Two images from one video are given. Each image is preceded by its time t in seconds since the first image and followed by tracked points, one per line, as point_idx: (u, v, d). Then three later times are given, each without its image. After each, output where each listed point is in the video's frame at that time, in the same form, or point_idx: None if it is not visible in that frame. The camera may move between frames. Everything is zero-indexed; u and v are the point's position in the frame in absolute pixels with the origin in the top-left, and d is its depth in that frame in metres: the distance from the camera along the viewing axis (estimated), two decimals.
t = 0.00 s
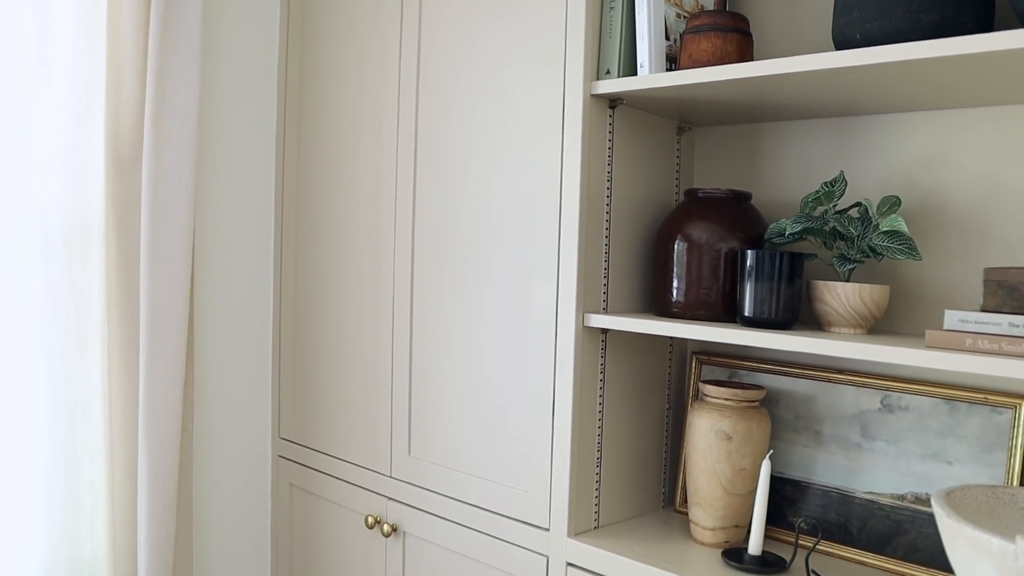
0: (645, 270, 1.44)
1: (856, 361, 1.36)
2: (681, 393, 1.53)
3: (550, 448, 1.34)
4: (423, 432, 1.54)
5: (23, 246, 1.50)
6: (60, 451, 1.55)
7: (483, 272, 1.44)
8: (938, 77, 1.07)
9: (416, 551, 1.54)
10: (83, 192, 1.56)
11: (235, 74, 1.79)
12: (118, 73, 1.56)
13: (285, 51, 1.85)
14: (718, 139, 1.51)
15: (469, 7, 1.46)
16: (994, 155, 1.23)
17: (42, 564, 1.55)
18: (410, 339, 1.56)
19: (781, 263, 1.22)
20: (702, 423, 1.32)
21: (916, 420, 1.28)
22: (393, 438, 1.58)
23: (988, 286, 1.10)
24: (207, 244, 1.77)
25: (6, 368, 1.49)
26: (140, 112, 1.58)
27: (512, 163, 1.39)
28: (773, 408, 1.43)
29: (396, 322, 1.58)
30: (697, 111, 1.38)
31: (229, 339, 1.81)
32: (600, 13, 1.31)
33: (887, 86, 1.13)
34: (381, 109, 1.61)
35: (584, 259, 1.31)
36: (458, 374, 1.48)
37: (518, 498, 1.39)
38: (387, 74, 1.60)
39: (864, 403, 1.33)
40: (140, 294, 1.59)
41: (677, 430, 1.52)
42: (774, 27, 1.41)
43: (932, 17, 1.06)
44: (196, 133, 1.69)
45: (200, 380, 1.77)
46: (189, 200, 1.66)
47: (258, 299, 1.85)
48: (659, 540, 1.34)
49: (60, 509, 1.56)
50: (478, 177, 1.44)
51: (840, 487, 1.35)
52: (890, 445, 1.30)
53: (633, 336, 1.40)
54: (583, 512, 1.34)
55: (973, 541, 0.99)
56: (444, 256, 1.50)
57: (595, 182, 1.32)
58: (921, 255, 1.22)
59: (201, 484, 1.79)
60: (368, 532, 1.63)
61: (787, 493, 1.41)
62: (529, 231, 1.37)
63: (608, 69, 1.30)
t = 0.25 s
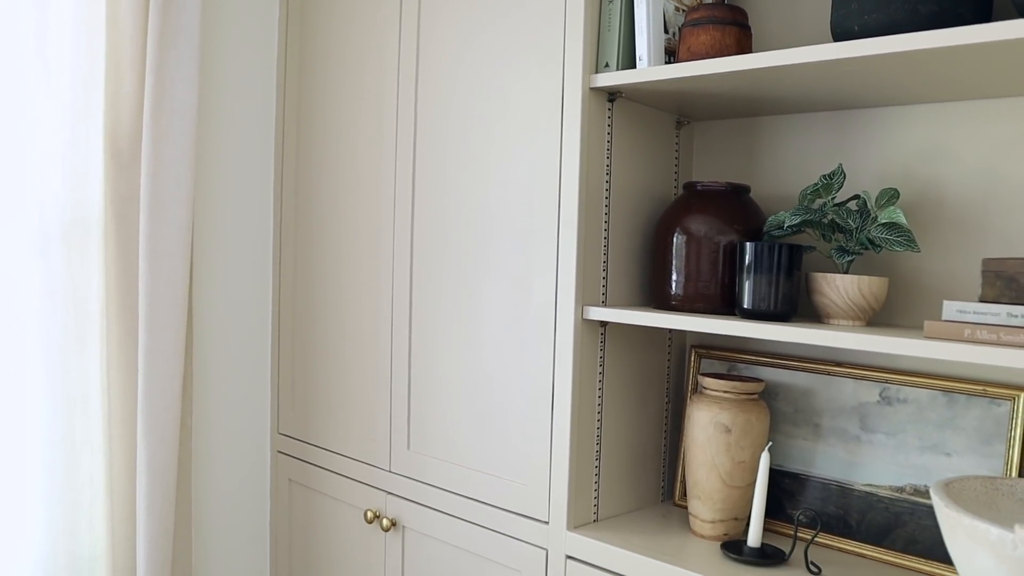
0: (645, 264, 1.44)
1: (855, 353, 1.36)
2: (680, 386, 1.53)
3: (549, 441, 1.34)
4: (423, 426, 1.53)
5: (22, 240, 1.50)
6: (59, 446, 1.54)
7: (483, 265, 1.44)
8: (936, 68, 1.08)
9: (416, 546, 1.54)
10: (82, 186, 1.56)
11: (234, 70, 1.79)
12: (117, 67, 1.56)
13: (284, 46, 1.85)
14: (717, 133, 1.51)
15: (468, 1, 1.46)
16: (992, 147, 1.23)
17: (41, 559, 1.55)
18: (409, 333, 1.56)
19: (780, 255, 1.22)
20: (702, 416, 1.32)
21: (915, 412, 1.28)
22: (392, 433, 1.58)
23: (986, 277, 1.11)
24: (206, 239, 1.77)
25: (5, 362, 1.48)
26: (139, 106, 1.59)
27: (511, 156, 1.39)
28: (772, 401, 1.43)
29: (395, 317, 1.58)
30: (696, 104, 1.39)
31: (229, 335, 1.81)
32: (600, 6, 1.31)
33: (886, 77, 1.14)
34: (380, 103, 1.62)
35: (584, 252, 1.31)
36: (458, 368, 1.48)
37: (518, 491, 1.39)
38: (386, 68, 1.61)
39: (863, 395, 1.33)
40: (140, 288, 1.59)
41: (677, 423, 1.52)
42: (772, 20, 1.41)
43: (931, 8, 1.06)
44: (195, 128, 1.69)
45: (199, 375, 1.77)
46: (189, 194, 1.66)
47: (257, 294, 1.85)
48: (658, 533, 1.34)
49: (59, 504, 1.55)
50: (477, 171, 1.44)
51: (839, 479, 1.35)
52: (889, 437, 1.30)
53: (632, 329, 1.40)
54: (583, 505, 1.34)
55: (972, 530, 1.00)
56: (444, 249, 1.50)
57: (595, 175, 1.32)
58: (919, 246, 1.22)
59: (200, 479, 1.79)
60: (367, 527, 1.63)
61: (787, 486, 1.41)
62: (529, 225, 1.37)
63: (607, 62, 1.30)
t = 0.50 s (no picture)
0: (645, 255, 1.44)
1: (856, 344, 1.36)
2: (680, 377, 1.53)
3: (550, 432, 1.34)
4: (424, 417, 1.54)
5: (23, 233, 1.50)
6: (60, 438, 1.55)
7: (483, 256, 1.44)
8: (936, 56, 1.07)
9: (417, 537, 1.54)
10: (83, 178, 1.56)
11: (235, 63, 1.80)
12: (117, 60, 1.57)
13: (285, 39, 1.85)
14: (717, 124, 1.51)
15: None
16: (992, 136, 1.23)
17: (43, 550, 1.55)
18: (410, 325, 1.56)
19: (780, 245, 1.22)
20: (702, 406, 1.32)
21: (915, 402, 1.28)
22: (393, 425, 1.59)
23: (986, 265, 1.11)
24: (207, 232, 1.77)
25: (6, 353, 1.49)
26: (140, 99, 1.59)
27: (512, 147, 1.39)
28: (773, 392, 1.43)
29: (396, 309, 1.58)
30: (696, 95, 1.39)
31: (229, 328, 1.81)
32: None
33: (886, 66, 1.14)
34: (381, 95, 1.62)
35: (584, 243, 1.31)
36: (459, 359, 1.48)
37: (518, 482, 1.39)
38: (387, 60, 1.61)
39: (864, 385, 1.33)
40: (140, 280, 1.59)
41: (677, 414, 1.52)
42: (773, 10, 1.41)
43: None
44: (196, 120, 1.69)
45: (200, 368, 1.77)
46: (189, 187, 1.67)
47: (258, 287, 1.86)
48: (659, 523, 1.34)
49: (61, 496, 1.56)
50: (478, 162, 1.44)
51: (840, 469, 1.35)
52: (890, 427, 1.30)
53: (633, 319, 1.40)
54: (584, 495, 1.34)
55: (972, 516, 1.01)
56: (445, 241, 1.50)
57: (595, 166, 1.32)
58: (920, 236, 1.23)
59: (202, 472, 1.79)
60: (368, 519, 1.63)
61: (787, 477, 1.41)
62: (529, 216, 1.37)
63: (607, 53, 1.30)
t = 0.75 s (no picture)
0: (645, 246, 1.44)
1: (855, 334, 1.36)
2: (681, 369, 1.53)
3: (550, 422, 1.34)
4: (425, 409, 1.54)
5: (25, 224, 1.51)
6: (62, 430, 1.55)
7: (484, 247, 1.44)
8: (936, 45, 1.08)
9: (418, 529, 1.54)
10: (84, 169, 1.56)
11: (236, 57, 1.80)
12: (118, 52, 1.57)
13: (285, 33, 1.85)
14: (718, 116, 1.51)
15: None
16: (992, 126, 1.23)
17: (46, 542, 1.56)
18: (411, 316, 1.56)
19: (780, 234, 1.23)
20: (702, 396, 1.32)
21: (915, 391, 1.28)
22: (394, 417, 1.59)
23: (986, 253, 1.11)
24: (208, 225, 1.77)
25: (8, 344, 1.49)
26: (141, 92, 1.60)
27: (512, 138, 1.40)
28: (773, 383, 1.44)
29: (397, 302, 1.58)
30: (696, 86, 1.39)
31: (231, 321, 1.81)
32: None
33: (886, 55, 1.14)
34: (382, 88, 1.62)
35: (585, 233, 1.31)
36: (460, 350, 1.48)
37: (519, 472, 1.39)
38: (387, 53, 1.61)
39: (863, 375, 1.33)
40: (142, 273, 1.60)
41: (677, 406, 1.52)
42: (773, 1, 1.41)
43: None
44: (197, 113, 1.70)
45: (201, 361, 1.78)
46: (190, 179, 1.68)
47: (259, 280, 1.86)
48: (660, 513, 1.35)
49: (63, 488, 1.56)
50: (478, 153, 1.45)
51: (840, 459, 1.35)
52: (890, 417, 1.30)
53: (633, 310, 1.41)
54: (584, 485, 1.34)
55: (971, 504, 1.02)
56: (445, 232, 1.50)
57: (595, 157, 1.32)
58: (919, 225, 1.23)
59: (203, 465, 1.79)
60: (370, 511, 1.64)
61: (787, 467, 1.41)
62: (529, 207, 1.37)
63: (608, 44, 1.30)
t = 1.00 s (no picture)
0: (645, 237, 1.45)
1: (855, 324, 1.36)
2: (680, 359, 1.53)
3: (550, 412, 1.35)
4: (424, 400, 1.54)
5: (25, 216, 1.51)
6: (62, 421, 1.55)
7: (483, 237, 1.44)
8: (934, 32, 1.08)
9: (418, 520, 1.54)
10: (84, 160, 1.57)
11: (236, 50, 1.80)
12: (117, 44, 1.57)
13: (285, 26, 1.86)
14: (717, 107, 1.51)
15: None
16: (991, 115, 1.23)
17: (47, 532, 1.56)
18: (411, 308, 1.56)
19: (779, 223, 1.23)
20: (702, 385, 1.32)
21: (914, 380, 1.28)
22: (394, 408, 1.59)
23: (984, 240, 1.11)
24: (208, 218, 1.78)
25: (8, 335, 1.50)
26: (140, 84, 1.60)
27: (511, 128, 1.40)
28: (773, 373, 1.44)
29: (396, 293, 1.59)
30: (695, 76, 1.39)
31: (231, 314, 1.82)
32: None
33: (885, 43, 1.14)
34: (381, 79, 1.62)
35: (584, 223, 1.32)
36: (460, 342, 1.48)
37: (518, 463, 1.39)
38: (387, 45, 1.61)
39: (863, 364, 1.33)
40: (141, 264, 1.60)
41: (677, 396, 1.52)
42: None
43: None
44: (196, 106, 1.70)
45: (201, 353, 1.78)
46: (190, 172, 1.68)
47: (260, 274, 1.86)
48: (660, 503, 1.35)
49: (63, 479, 1.56)
50: (478, 144, 1.45)
51: (840, 449, 1.35)
52: (889, 406, 1.30)
53: (633, 300, 1.41)
54: (584, 475, 1.34)
55: (970, 490, 1.03)
56: (445, 223, 1.50)
57: (594, 146, 1.33)
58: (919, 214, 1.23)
59: (203, 458, 1.79)
60: (369, 503, 1.64)
61: (787, 457, 1.41)
62: (529, 196, 1.37)
63: (606, 34, 1.30)
